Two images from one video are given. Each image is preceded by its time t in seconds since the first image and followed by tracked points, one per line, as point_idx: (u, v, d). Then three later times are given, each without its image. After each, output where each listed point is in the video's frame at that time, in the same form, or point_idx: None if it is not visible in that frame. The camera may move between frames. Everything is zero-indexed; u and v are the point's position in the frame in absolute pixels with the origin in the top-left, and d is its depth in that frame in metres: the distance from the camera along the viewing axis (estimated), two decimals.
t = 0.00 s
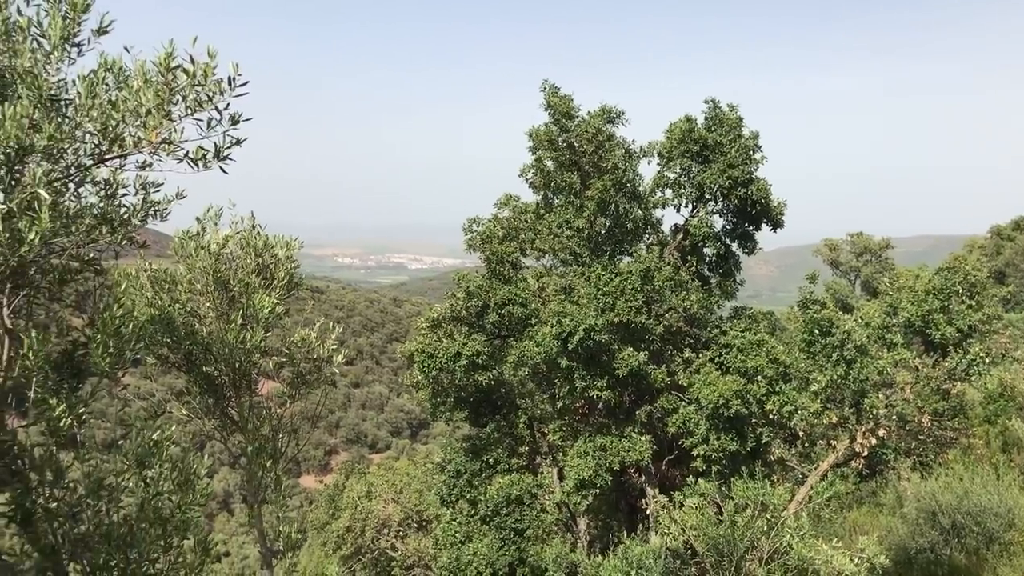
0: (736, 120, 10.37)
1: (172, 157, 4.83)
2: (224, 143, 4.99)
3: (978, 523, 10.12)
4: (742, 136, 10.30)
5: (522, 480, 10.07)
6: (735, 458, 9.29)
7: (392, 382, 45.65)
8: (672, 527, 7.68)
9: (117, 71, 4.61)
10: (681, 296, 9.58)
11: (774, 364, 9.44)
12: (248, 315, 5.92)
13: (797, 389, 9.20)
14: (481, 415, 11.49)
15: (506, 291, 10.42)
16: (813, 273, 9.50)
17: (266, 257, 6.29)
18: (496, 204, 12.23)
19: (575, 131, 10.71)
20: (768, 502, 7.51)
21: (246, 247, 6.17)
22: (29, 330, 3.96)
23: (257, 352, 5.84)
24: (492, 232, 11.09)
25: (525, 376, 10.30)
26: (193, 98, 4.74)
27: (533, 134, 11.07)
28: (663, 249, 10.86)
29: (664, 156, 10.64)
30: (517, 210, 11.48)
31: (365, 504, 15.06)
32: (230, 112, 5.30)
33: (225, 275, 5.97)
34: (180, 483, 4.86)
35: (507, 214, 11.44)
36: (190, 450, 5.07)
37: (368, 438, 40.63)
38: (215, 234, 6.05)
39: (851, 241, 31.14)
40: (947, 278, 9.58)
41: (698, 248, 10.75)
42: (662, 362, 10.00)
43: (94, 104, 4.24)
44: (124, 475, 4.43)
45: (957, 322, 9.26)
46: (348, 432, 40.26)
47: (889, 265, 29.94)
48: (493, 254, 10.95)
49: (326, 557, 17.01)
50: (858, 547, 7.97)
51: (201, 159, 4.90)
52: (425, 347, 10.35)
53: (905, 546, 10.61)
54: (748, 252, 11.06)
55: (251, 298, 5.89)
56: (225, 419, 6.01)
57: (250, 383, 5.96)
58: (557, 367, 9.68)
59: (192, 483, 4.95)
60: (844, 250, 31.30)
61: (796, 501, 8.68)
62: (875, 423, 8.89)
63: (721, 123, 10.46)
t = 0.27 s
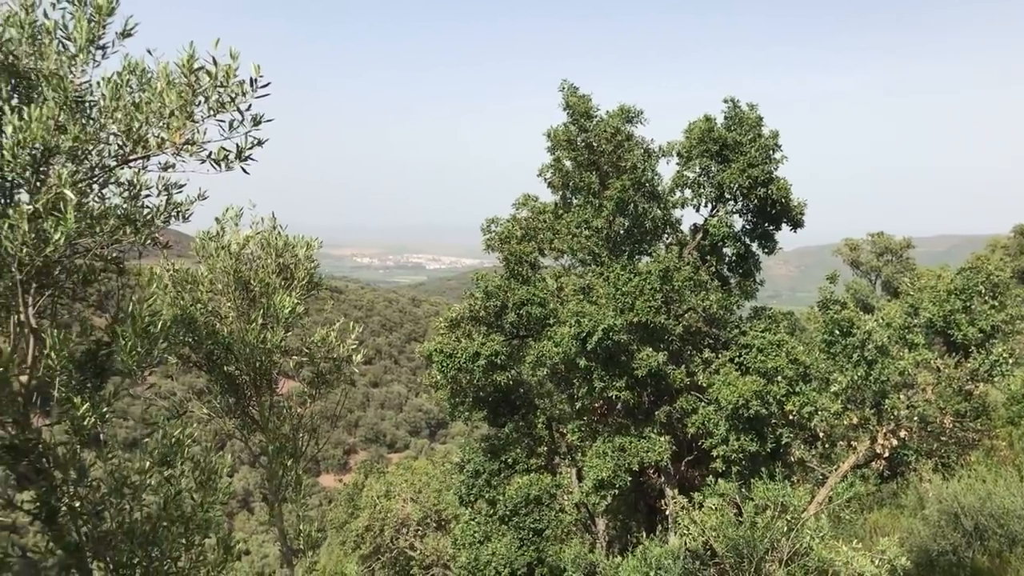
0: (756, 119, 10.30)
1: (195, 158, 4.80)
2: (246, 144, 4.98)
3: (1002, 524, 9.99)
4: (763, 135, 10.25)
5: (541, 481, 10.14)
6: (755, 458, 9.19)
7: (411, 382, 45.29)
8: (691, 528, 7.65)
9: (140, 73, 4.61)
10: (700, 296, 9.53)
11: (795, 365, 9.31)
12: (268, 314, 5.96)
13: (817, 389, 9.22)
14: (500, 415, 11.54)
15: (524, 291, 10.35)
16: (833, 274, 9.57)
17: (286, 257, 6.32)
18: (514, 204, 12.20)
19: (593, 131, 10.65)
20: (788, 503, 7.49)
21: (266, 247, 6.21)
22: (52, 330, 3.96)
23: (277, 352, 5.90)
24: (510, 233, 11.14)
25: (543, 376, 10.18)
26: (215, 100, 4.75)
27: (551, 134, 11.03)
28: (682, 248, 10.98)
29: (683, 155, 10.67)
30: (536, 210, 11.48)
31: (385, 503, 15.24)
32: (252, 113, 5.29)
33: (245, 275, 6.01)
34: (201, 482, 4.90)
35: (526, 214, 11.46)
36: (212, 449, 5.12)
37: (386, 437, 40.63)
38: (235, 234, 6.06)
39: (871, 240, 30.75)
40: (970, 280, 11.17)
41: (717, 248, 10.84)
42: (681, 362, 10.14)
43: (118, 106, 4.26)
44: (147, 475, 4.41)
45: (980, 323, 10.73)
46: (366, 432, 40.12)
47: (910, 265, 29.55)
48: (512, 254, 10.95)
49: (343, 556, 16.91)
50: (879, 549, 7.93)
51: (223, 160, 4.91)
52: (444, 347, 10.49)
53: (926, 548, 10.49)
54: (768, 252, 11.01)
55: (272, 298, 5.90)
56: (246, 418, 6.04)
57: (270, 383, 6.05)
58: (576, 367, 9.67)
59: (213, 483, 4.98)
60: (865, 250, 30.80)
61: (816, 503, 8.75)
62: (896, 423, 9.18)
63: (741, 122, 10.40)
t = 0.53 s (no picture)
0: (778, 119, 10.30)
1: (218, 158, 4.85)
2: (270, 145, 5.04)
3: None
4: (784, 135, 10.24)
5: (560, 481, 10.13)
6: (775, 459, 9.17)
7: (430, 382, 45.17)
8: (711, 529, 7.74)
9: (165, 76, 4.72)
10: (721, 297, 9.65)
11: (817, 366, 9.19)
12: (290, 316, 5.96)
13: (840, 390, 9.36)
14: (519, 415, 11.43)
15: (544, 291, 10.42)
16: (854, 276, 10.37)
17: (307, 258, 6.34)
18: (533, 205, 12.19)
19: (612, 131, 10.65)
20: (810, 505, 7.34)
21: (286, 248, 6.22)
22: (79, 331, 4.05)
23: (298, 352, 5.89)
24: (529, 233, 11.26)
25: (563, 376, 10.23)
26: (239, 101, 4.76)
27: (570, 135, 11.07)
28: (702, 248, 10.94)
29: (704, 155, 10.62)
30: (556, 210, 11.53)
31: (404, 502, 15.14)
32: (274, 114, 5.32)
33: (266, 276, 6.06)
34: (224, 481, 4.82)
35: (545, 214, 11.51)
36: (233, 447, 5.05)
37: (406, 438, 40.20)
38: (257, 236, 6.09)
39: (893, 240, 30.05)
40: (994, 281, 11.50)
41: (738, 248, 10.75)
42: (701, 364, 9.99)
43: (143, 108, 4.37)
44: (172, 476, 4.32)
45: (1003, 324, 11.01)
46: (386, 431, 39.84)
47: (933, 266, 29.01)
48: (530, 254, 11.04)
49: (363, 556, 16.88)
50: (902, 551, 7.86)
51: (246, 161, 4.96)
52: (463, 347, 10.48)
53: (949, 551, 10.34)
54: (789, 252, 10.93)
55: (293, 298, 5.95)
56: (267, 417, 6.05)
57: (292, 382, 6.03)
58: (596, 368, 9.64)
59: (235, 481, 4.92)
60: (888, 250, 30.05)
61: (838, 504, 8.77)
62: (919, 425, 9.23)
63: (762, 122, 10.41)
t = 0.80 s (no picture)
0: (801, 119, 10.26)
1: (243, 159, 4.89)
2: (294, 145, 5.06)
3: None
4: (807, 135, 10.18)
5: (580, 481, 10.14)
6: (797, 461, 9.04)
7: (450, 381, 45.12)
8: (732, 531, 8.03)
9: (190, 77, 4.73)
10: (743, 297, 9.54)
11: (839, 366, 9.21)
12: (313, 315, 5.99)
13: (863, 390, 9.45)
14: (540, 415, 11.50)
15: (565, 291, 10.35)
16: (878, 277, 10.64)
17: (328, 257, 6.39)
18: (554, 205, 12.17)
19: (634, 130, 10.62)
20: (834, 507, 7.41)
21: (308, 248, 6.27)
22: (105, 329, 4.09)
23: (320, 351, 5.94)
24: (550, 233, 11.36)
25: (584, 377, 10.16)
26: (262, 101, 4.74)
27: (591, 135, 11.03)
28: (724, 249, 10.98)
29: (726, 155, 10.58)
30: (578, 210, 11.55)
31: (424, 502, 15.09)
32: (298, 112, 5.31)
33: (289, 276, 6.08)
34: (247, 479, 4.86)
35: (566, 214, 11.53)
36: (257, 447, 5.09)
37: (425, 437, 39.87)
38: (279, 236, 6.14)
39: (916, 240, 29.53)
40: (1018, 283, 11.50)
41: (761, 248, 10.79)
42: (723, 364, 9.84)
43: (170, 108, 4.41)
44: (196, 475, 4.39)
45: None
46: (406, 430, 39.22)
47: (957, 267, 28.54)
48: (552, 254, 10.98)
49: (384, 555, 16.88)
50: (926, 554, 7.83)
51: (270, 160, 4.99)
52: (484, 347, 10.45)
53: (974, 555, 10.22)
54: (812, 253, 10.89)
55: (315, 298, 5.97)
56: (289, 416, 6.13)
57: (314, 382, 6.10)
58: (617, 368, 9.62)
59: (258, 479, 4.98)
60: (911, 250, 29.51)
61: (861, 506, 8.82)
62: (943, 428, 9.25)
63: (784, 121, 10.34)
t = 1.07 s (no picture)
0: (825, 118, 10.17)
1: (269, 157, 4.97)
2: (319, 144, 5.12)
3: None
4: (832, 134, 10.08)
5: (602, 481, 10.02)
6: (820, 462, 8.91)
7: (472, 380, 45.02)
8: (754, 532, 7.87)
9: (217, 78, 4.81)
10: (766, 298, 9.50)
11: (863, 367, 9.02)
12: (335, 313, 6.10)
13: (887, 392, 9.36)
14: (562, 415, 11.40)
15: (586, 291, 10.32)
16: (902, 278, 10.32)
17: (352, 257, 6.43)
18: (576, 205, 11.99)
19: (657, 130, 10.60)
20: (858, 510, 7.37)
21: (333, 247, 6.33)
22: (131, 326, 4.31)
23: (343, 349, 6.04)
24: (572, 233, 11.10)
25: (605, 377, 10.28)
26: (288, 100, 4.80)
27: (613, 134, 11.04)
28: (748, 248, 10.97)
29: (749, 154, 10.55)
30: (600, 209, 11.40)
31: (445, 500, 14.98)
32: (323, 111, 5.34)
33: (313, 274, 6.11)
34: (271, 476, 5.00)
35: (588, 214, 11.34)
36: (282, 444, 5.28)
37: (446, 436, 39.81)
38: (303, 235, 6.20)
39: (943, 240, 29.28)
40: None
41: (784, 248, 10.67)
42: (746, 364, 10.11)
43: (197, 108, 4.55)
44: (215, 471, 4.67)
45: None
46: (428, 429, 39.34)
47: (985, 268, 28.14)
48: (575, 254, 10.76)
49: (405, 553, 16.85)
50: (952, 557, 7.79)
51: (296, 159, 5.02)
52: (506, 346, 10.45)
53: (1001, 559, 10.17)
54: (837, 253, 10.77)
55: (338, 296, 6.04)
56: (313, 413, 6.18)
57: (337, 380, 6.16)
58: (639, 368, 9.62)
59: (283, 476, 5.15)
60: (936, 250, 29.34)
61: (885, 508, 8.84)
62: (969, 430, 9.22)
63: (809, 120, 10.28)
